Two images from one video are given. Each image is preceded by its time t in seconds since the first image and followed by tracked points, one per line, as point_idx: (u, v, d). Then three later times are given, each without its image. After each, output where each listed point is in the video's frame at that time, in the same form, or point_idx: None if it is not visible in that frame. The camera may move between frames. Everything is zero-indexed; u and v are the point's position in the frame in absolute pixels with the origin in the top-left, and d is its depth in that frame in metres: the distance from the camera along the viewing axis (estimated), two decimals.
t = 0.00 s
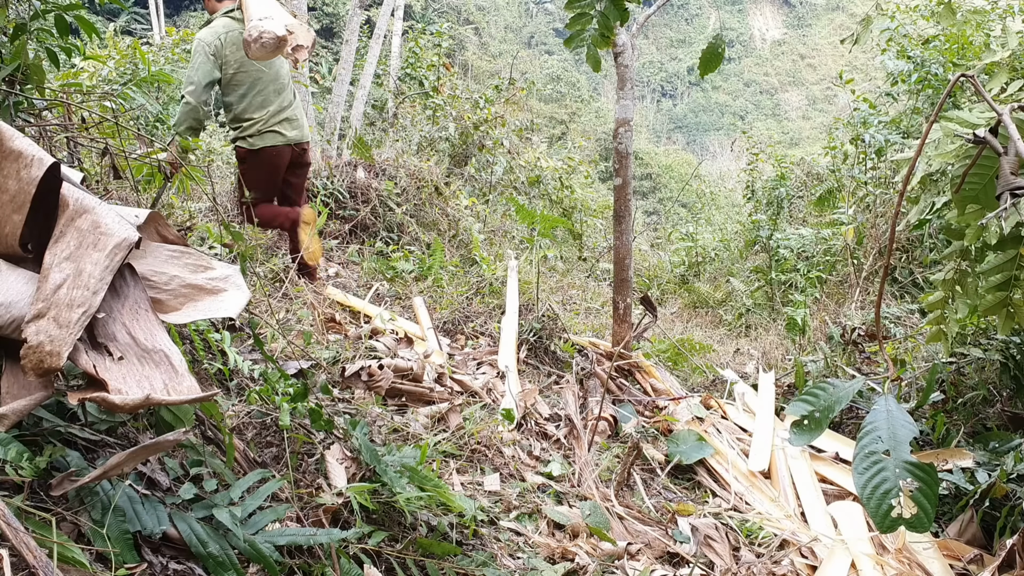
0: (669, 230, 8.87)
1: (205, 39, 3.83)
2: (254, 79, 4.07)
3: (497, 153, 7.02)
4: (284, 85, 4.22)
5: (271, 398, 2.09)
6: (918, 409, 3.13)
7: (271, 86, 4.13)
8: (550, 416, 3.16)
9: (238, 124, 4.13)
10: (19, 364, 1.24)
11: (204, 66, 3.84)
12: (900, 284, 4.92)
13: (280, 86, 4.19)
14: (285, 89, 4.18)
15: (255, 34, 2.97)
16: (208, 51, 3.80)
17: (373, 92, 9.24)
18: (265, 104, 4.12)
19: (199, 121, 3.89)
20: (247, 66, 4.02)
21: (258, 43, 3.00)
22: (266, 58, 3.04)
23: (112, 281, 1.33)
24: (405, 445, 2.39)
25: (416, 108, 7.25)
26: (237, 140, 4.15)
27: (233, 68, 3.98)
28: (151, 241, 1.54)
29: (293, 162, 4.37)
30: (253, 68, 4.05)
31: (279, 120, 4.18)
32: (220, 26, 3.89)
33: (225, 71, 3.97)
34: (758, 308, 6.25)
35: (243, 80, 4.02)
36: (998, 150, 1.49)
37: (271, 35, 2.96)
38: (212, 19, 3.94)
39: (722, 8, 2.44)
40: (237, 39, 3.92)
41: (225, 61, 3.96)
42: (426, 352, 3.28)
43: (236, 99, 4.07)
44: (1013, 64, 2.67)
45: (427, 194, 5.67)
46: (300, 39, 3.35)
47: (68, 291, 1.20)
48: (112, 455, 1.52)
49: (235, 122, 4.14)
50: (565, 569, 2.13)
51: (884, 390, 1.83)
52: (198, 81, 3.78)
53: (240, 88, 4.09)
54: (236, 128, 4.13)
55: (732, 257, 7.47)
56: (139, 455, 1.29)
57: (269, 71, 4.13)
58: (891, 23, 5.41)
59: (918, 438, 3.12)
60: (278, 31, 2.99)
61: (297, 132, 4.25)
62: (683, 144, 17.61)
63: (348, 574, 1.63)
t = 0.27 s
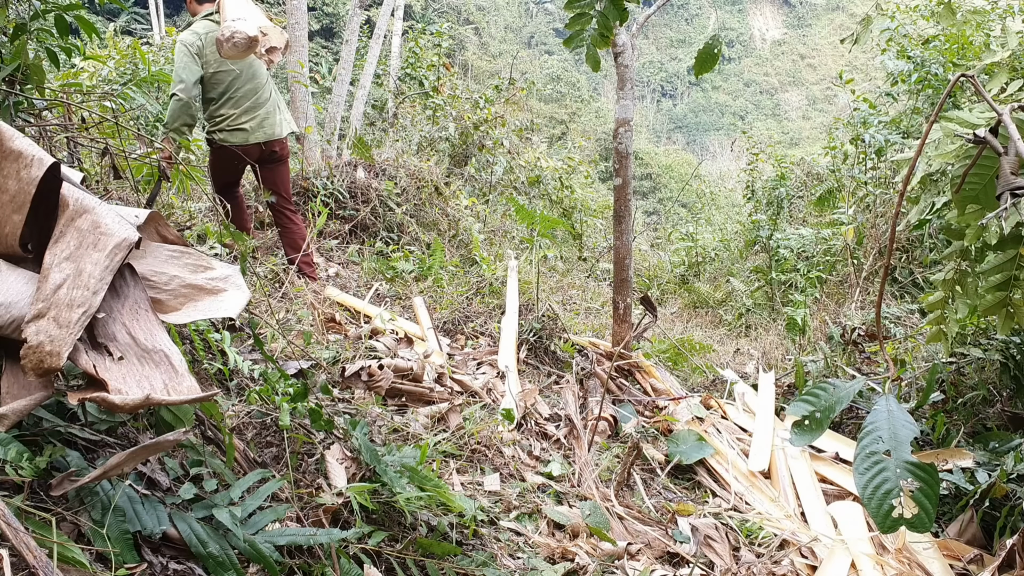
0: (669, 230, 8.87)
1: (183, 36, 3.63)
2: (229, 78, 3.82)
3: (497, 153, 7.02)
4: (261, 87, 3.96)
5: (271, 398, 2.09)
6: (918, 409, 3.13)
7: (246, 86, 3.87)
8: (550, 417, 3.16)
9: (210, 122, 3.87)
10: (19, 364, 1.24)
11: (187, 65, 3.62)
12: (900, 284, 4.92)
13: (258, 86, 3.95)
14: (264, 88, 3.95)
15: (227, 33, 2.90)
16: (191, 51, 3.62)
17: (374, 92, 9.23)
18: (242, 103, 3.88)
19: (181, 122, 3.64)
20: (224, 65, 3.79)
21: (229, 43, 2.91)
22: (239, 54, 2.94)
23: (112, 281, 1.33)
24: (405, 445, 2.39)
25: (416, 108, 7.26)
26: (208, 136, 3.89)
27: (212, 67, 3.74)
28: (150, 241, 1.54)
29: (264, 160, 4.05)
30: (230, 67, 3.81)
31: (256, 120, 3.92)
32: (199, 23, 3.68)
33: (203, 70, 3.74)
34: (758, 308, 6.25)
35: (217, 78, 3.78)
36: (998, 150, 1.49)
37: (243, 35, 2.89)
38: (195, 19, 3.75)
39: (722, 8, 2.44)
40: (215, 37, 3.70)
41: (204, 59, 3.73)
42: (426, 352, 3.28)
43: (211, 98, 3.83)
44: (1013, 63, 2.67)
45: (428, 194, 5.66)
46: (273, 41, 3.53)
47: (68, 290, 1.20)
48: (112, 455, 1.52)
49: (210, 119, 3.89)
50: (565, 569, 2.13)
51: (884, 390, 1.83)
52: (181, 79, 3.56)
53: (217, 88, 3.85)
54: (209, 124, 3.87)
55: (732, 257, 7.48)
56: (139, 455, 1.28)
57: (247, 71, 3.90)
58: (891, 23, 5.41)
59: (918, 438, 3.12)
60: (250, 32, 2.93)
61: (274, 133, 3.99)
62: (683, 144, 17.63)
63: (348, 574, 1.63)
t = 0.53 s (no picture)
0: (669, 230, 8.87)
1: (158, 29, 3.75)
2: (202, 71, 3.99)
3: (497, 153, 7.02)
4: (233, 81, 4.14)
5: (271, 398, 2.09)
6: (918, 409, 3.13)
7: (217, 78, 4.06)
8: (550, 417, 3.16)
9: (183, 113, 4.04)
10: (20, 364, 1.24)
11: (164, 56, 3.77)
12: (900, 284, 4.92)
13: (229, 80, 4.14)
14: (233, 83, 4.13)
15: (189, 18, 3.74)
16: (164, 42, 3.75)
17: (374, 92, 9.23)
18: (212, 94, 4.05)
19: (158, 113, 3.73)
20: (197, 58, 3.95)
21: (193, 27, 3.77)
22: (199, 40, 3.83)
23: (112, 281, 1.33)
24: (405, 445, 2.39)
25: (416, 108, 7.26)
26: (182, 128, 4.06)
27: (185, 60, 3.92)
28: (150, 241, 1.54)
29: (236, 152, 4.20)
30: (202, 60, 3.97)
31: (226, 112, 4.10)
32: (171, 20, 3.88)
33: (176, 63, 3.90)
34: (758, 308, 6.25)
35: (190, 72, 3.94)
36: (998, 150, 1.49)
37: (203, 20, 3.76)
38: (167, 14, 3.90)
39: (722, 8, 2.44)
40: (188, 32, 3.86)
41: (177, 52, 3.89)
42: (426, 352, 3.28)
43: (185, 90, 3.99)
44: (1013, 63, 2.67)
45: (428, 194, 5.66)
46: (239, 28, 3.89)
47: (69, 290, 1.20)
48: (112, 455, 1.52)
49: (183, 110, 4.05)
50: (565, 569, 2.13)
51: (884, 390, 1.83)
52: (160, 69, 3.68)
53: (189, 81, 4.01)
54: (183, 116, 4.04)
55: (732, 257, 7.47)
56: (139, 455, 1.28)
57: (218, 65, 4.07)
58: (891, 23, 5.41)
59: (918, 438, 3.12)
60: (211, 16, 3.77)
61: (245, 124, 4.17)
62: (683, 144, 17.63)
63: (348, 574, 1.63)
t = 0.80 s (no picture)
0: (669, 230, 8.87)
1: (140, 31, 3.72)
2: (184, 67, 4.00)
3: (497, 153, 7.01)
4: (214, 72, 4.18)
5: (271, 398, 2.09)
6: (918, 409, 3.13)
7: (200, 72, 4.09)
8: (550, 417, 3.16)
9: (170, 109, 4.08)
10: (20, 364, 1.24)
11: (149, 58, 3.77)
12: (900, 284, 4.92)
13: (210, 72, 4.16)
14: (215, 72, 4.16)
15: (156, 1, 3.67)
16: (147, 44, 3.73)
17: (373, 92, 9.22)
18: (199, 89, 4.09)
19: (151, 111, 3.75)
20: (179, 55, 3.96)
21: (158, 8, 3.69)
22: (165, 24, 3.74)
23: (112, 281, 1.33)
24: (405, 446, 2.39)
25: (416, 108, 7.27)
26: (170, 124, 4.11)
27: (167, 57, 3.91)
28: (151, 241, 1.54)
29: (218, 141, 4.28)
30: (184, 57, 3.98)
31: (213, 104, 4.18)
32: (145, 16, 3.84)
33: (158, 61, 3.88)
34: (758, 308, 6.25)
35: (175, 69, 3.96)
36: (998, 150, 1.49)
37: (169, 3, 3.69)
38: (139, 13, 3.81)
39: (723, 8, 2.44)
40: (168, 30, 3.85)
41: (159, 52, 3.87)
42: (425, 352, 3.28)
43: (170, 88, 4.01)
44: (1013, 63, 2.67)
45: (427, 194, 5.66)
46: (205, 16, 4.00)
47: (68, 290, 1.20)
48: (112, 455, 1.52)
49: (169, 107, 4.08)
50: (565, 569, 2.13)
51: (884, 390, 1.83)
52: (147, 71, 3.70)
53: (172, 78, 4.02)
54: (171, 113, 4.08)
55: (733, 257, 7.47)
56: (139, 455, 1.28)
57: (198, 57, 4.08)
58: (891, 23, 5.41)
59: (918, 438, 3.12)
60: None
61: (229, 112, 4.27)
62: (683, 144, 17.64)
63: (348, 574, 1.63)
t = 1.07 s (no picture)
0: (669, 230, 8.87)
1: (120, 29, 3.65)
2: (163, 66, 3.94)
3: (497, 153, 7.01)
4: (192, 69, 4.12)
5: (271, 398, 2.09)
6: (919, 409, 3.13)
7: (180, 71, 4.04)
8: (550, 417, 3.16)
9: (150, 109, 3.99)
10: (20, 364, 1.24)
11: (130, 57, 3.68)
12: (900, 284, 4.91)
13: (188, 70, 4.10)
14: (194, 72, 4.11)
15: None
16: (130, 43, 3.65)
17: (373, 92, 9.22)
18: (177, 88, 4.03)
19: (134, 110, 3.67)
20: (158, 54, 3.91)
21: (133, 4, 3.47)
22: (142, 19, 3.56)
23: (112, 282, 1.33)
24: (405, 446, 2.39)
25: (416, 108, 7.27)
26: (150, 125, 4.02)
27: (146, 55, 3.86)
28: (150, 241, 1.54)
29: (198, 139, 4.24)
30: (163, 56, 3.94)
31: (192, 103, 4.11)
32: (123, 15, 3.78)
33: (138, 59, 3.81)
34: (758, 307, 6.25)
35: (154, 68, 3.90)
36: (998, 150, 1.49)
37: None
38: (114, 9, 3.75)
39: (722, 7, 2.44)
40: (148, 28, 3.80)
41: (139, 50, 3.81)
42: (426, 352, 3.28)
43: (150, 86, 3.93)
44: (1012, 63, 2.67)
45: (427, 194, 5.66)
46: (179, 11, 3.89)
47: (68, 290, 1.20)
48: (112, 455, 1.52)
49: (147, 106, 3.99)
50: (565, 569, 2.13)
51: (884, 390, 1.83)
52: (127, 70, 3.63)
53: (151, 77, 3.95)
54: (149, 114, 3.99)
55: (733, 257, 7.47)
56: (139, 455, 1.28)
57: (176, 55, 4.02)
58: (891, 23, 5.41)
59: (918, 438, 3.12)
60: None
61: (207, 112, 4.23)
62: (683, 143, 17.64)
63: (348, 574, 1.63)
